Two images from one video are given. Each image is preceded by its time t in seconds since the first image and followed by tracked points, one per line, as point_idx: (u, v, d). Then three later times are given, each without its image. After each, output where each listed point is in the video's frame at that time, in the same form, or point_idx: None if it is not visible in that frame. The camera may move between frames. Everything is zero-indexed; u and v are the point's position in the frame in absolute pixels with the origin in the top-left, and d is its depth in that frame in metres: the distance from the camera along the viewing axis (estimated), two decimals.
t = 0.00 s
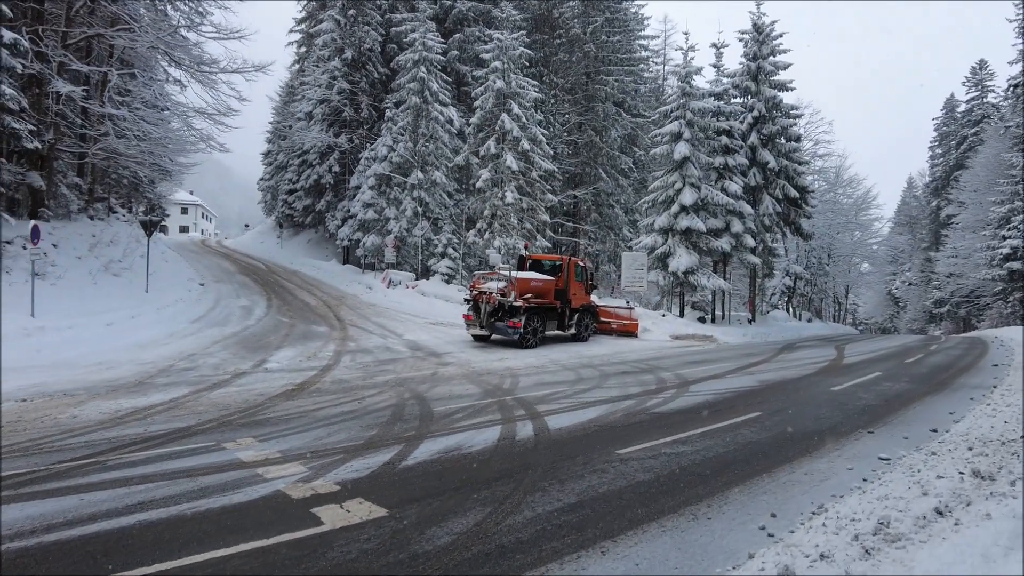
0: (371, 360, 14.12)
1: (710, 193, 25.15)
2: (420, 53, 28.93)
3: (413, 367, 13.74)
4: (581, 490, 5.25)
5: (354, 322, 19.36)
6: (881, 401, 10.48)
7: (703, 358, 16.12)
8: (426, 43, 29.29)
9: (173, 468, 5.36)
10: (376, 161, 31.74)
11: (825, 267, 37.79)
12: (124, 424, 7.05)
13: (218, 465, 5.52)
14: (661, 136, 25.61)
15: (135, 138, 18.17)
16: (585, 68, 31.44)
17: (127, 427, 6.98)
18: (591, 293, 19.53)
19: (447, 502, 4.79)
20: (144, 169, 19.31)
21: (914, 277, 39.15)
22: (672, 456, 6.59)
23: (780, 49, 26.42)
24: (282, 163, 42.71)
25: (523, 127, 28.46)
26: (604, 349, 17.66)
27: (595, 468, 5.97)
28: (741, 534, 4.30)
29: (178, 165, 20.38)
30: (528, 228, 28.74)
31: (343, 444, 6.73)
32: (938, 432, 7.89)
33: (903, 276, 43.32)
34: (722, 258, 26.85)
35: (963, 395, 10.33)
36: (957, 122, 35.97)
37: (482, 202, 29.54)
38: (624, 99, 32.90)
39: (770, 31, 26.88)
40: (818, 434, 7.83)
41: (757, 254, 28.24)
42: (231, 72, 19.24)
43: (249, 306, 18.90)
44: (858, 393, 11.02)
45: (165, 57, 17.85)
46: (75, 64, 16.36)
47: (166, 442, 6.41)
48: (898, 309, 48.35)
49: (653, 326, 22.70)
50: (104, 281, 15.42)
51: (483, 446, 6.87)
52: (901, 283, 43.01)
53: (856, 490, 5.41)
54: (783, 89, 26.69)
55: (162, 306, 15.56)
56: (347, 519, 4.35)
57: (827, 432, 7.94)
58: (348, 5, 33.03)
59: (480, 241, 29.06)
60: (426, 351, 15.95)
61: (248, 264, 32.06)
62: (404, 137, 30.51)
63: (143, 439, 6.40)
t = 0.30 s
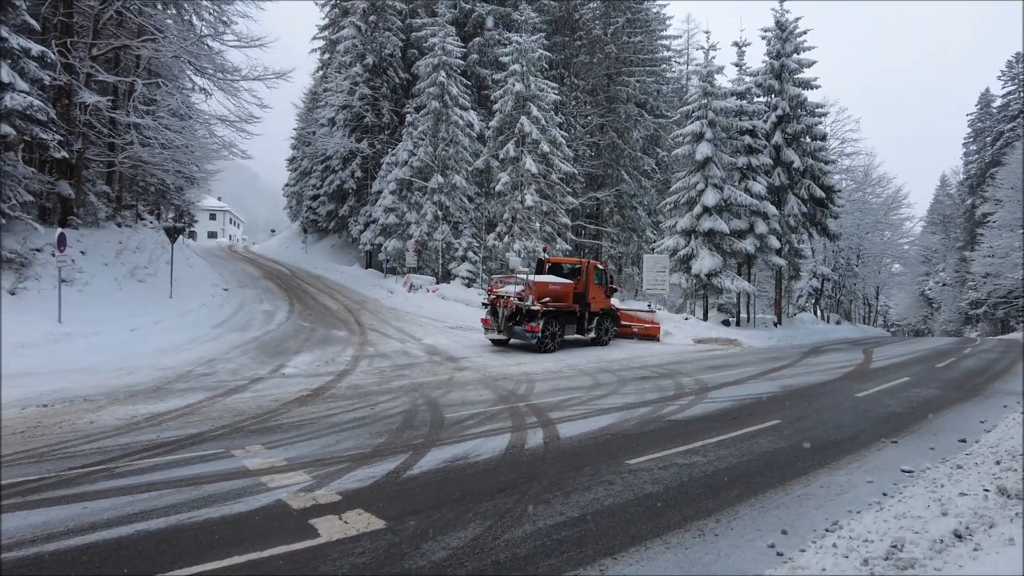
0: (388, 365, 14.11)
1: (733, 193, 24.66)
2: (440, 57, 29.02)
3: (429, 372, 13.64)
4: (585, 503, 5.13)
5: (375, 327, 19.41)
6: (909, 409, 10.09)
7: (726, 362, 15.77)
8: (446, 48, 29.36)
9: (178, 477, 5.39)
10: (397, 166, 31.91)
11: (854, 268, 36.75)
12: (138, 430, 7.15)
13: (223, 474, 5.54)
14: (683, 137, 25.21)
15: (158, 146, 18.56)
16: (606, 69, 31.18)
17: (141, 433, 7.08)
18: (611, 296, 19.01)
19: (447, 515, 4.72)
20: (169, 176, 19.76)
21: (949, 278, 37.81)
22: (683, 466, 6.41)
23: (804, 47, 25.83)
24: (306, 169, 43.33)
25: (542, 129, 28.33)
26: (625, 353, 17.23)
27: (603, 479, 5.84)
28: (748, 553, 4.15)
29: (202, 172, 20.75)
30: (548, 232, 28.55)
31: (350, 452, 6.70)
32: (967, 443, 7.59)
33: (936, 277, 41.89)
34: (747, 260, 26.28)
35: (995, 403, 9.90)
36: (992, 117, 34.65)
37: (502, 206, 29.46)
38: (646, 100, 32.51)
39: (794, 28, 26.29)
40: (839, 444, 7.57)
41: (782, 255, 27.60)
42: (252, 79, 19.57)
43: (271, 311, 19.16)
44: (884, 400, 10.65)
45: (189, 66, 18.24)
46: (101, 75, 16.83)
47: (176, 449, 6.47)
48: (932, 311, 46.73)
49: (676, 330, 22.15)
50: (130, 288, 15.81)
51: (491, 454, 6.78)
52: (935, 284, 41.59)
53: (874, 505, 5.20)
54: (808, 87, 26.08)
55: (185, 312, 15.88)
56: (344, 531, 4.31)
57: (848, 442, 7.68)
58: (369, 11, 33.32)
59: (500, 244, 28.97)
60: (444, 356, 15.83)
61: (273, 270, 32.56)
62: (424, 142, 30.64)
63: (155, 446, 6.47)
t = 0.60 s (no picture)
0: (405, 367, 13.50)
1: (759, 195, 24.12)
2: (462, 60, 29.04)
3: (446, 375, 13.06)
4: (594, 512, 4.99)
5: (394, 328, 19.02)
6: (940, 420, 9.69)
7: (749, 367, 15.39)
8: (468, 50, 29.38)
9: (187, 478, 5.44)
10: (419, 168, 32.04)
11: (885, 272, 35.67)
12: (155, 430, 7.26)
13: (232, 476, 5.57)
14: (707, 137, 24.75)
15: (183, 150, 18.91)
16: (630, 70, 30.82)
17: (157, 433, 7.19)
18: (632, 299, 18.34)
19: (452, 521, 4.65)
20: (195, 179, 20.14)
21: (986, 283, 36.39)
22: (699, 475, 6.23)
23: (832, 45, 25.20)
24: (331, 172, 43.87)
25: (564, 131, 28.13)
26: (647, 358, 16.49)
27: (615, 487, 5.70)
28: (762, 568, 3.99)
29: (226, 175, 21.10)
30: (570, 234, 28.31)
31: (361, 455, 6.68)
32: (999, 454, 7.28)
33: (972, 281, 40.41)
34: (773, 263, 25.67)
35: None
36: None
37: (523, 208, 29.33)
38: (670, 101, 32.05)
39: (822, 27, 25.66)
40: (862, 454, 7.32)
41: (808, 258, 26.96)
42: (276, 82, 19.86)
43: (293, 312, 19.38)
44: (914, 410, 10.25)
45: (214, 71, 18.58)
46: (129, 81, 17.27)
47: (190, 450, 6.54)
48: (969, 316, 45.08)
49: (699, 334, 21.54)
50: (155, 289, 16.14)
51: (501, 460, 6.67)
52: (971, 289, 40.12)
53: (898, 519, 4.98)
54: (836, 87, 25.42)
55: (209, 313, 16.16)
56: (346, 536, 4.27)
57: (873, 451, 7.41)
58: (393, 15, 33.56)
59: (521, 247, 28.87)
60: (462, 358, 15.07)
61: (297, 271, 33.01)
62: (446, 144, 30.71)
63: (168, 446, 6.55)
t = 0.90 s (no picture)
0: (410, 368, 13.30)
1: (770, 198, 23.84)
2: (472, 60, 29.00)
3: (451, 376, 12.86)
4: (593, 520, 4.90)
5: (400, 328, 18.87)
6: (950, 430, 9.51)
7: (758, 372, 15.18)
8: (478, 50, 29.30)
9: (183, 479, 5.42)
10: (428, 168, 31.95)
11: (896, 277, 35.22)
12: (155, 429, 7.27)
13: (229, 477, 5.54)
14: (717, 140, 24.50)
15: (192, 148, 18.93)
16: (641, 71, 30.57)
17: (158, 432, 7.20)
18: (639, 301, 17.93)
19: (448, 528, 4.58)
20: (204, 177, 20.18)
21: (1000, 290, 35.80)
22: (702, 484, 6.11)
23: (845, 47, 24.90)
24: (340, 171, 43.95)
25: (573, 132, 27.96)
26: (654, 361, 16.19)
27: (616, 495, 5.60)
28: None
29: (235, 173, 21.14)
30: (577, 235, 28.14)
31: (360, 458, 6.62)
32: (1012, 466, 7.10)
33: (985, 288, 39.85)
34: (783, 266, 25.37)
35: None
36: None
37: (531, 209, 29.18)
38: (681, 102, 31.79)
39: (835, 29, 25.37)
40: (870, 463, 7.17)
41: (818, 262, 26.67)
42: (286, 82, 19.89)
43: (299, 311, 19.40)
44: (924, 419, 10.05)
45: (224, 70, 18.57)
46: (139, 79, 17.37)
47: (189, 449, 6.54)
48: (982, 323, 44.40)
49: (707, 338, 21.29)
50: (162, 287, 16.21)
51: (502, 465, 6.58)
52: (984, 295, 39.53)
53: (906, 533, 4.84)
54: (849, 89, 25.11)
55: (216, 311, 16.20)
56: (339, 542, 4.22)
57: (881, 461, 7.26)
58: (403, 15, 33.54)
59: (528, 248, 28.74)
60: (467, 359, 14.86)
61: (304, 271, 33.06)
62: (454, 145, 30.62)
63: (168, 446, 6.54)
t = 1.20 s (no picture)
0: (410, 369, 13.23)
1: (773, 200, 23.71)
2: (475, 62, 28.99)
3: (451, 378, 12.78)
4: (589, 525, 4.85)
5: (401, 329, 18.81)
6: (953, 435, 9.41)
7: (759, 374, 15.06)
8: (482, 52, 29.32)
9: (179, 479, 5.40)
10: (431, 170, 31.93)
11: (900, 280, 35.05)
12: (153, 429, 7.26)
13: (224, 478, 5.52)
14: (720, 142, 24.41)
15: (194, 148, 18.95)
16: (645, 73, 30.46)
17: (156, 432, 7.19)
18: (641, 303, 17.81)
19: (442, 531, 4.56)
20: (207, 177, 20.22)
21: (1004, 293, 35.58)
22: (700, 488, 6.05)
23: (848, 50, 24.80)
24: (344, 173, 44.02)
25: (576, 134, 27.88)
26: (656, 363, 16.06)
27: (612, 499, 5.55)
28: None
29: (239, 174, 21.18)
30: (580, 237, 28.04)
31: (357, 459, 6.59)
32: (1016, 473, 7.01)
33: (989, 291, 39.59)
34: (786, 269, 25.24)
35: None
36: None
37: (534, 210, 29.09)
38: (684, 104, 31.70)
39: (839, 31, 25.27)
40: (871, 468, 7.10)
41: (821, 265, 26.55)
42: (289, 82, 19.88)
43: (300, 312, 19.39)
44: (927, 424, 9.96)
45: (228, 70, 18.55)
46: (142, 79, 17.43)
47: (186, 450, 6.52)
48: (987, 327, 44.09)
49: (709, 340, 21.17)
50: (163, 287, 16.23)
51: (499, 468, 6.53)
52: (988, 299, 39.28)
53: (906, 540, 4.78)
54: (853, 91, 24.98)
55: (216, 312, 16.18)
56: (331, 545, 4.18)
57: (882, 466, 7.19)
58: (407, 16, 33.59)
59: (530, 250, 28.67)
60: (468, 360, 14.78)
61: (307, 271, 33.08)
62: (457, 146, 30.59)
63: (166, 446, 6.53)
